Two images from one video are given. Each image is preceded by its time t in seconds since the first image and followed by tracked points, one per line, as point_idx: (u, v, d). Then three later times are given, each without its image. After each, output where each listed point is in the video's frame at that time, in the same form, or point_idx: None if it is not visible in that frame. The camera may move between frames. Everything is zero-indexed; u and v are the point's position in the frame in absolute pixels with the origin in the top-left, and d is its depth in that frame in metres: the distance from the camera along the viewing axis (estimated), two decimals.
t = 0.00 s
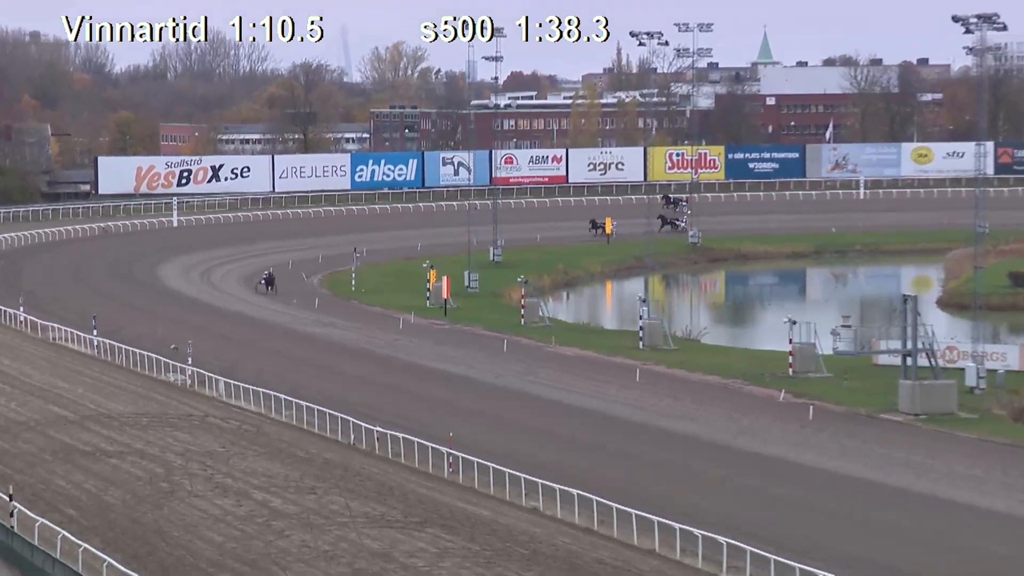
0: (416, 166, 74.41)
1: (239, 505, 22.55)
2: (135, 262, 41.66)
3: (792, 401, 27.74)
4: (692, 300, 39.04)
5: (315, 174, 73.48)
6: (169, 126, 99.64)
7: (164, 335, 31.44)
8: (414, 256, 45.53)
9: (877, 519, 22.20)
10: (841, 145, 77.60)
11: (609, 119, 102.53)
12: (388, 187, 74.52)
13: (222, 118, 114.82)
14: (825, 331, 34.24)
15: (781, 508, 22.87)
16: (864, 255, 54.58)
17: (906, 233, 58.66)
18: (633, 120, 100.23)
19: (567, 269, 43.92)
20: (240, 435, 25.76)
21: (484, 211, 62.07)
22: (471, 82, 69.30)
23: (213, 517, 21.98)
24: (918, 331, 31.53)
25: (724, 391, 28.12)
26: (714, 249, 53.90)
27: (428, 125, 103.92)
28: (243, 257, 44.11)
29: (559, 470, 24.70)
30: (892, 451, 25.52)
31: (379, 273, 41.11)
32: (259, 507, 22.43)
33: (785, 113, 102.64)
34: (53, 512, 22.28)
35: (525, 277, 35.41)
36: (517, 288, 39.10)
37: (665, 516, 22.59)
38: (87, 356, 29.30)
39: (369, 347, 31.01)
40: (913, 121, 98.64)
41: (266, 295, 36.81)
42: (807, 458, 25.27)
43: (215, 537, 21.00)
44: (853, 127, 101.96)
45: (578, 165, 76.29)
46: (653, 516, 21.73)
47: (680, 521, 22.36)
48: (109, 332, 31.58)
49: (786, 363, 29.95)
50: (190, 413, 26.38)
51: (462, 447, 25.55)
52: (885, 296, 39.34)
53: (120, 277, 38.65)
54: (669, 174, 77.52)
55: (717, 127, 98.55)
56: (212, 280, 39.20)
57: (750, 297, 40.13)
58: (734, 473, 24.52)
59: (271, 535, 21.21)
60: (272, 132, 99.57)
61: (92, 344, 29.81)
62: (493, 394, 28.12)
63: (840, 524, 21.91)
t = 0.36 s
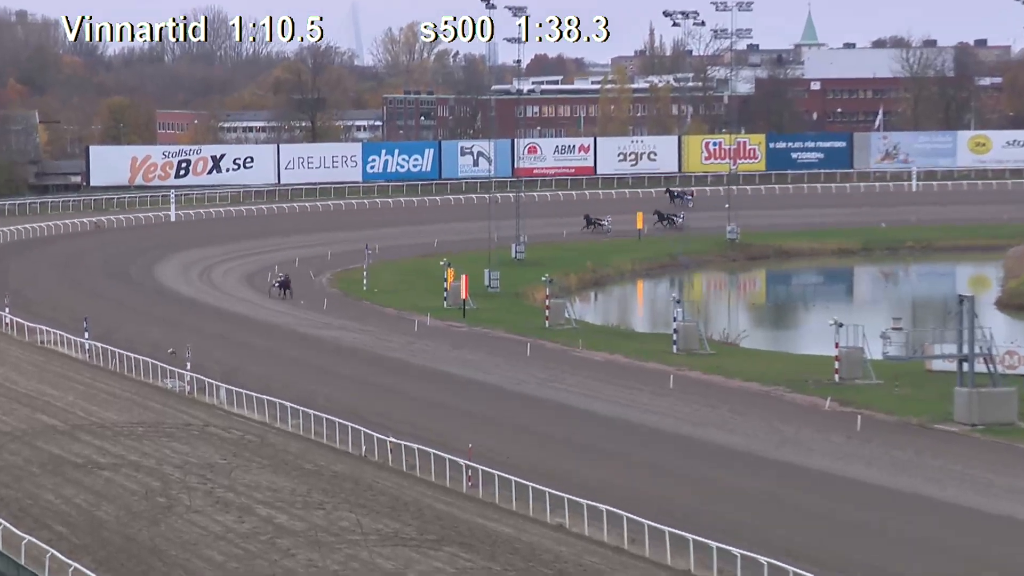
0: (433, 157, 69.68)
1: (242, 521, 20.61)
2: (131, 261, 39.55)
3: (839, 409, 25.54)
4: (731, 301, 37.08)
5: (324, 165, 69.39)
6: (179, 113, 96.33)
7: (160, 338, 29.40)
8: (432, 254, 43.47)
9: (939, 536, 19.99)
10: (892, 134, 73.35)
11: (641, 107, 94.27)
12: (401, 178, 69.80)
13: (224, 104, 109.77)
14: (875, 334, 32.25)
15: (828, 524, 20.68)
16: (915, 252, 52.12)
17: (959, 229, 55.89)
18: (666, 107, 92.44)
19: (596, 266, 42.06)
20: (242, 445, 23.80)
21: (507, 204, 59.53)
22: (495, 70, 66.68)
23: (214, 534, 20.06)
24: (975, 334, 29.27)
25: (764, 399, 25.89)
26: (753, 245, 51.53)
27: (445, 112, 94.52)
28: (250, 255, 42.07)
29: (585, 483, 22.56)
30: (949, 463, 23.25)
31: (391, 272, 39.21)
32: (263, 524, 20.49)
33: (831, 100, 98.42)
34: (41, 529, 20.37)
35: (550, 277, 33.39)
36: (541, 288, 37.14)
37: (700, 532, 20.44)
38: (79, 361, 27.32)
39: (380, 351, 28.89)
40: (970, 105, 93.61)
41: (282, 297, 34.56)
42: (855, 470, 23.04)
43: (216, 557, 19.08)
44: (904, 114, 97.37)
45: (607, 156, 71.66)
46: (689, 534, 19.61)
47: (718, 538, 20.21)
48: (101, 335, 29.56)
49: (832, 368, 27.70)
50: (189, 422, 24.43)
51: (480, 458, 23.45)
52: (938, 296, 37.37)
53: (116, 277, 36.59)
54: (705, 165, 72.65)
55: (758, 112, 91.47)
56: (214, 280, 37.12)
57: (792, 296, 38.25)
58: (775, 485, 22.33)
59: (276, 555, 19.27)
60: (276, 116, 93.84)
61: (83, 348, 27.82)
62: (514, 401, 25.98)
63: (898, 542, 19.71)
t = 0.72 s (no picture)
0: (453, 146, 67.52)
1: (248, 538, 18.88)
2: (131, 260, 37.73)
3: (891, 419, 23.61)
4: (774, 301, 35.38)
5: (336, 156, 66.88)
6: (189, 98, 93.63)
7: (161, 341, 27.69)
8: (450, 251, 41.68)
9: (1007, 556, 18.03)
10: (948, 122, 70.38)
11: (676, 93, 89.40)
12: (421, 169, 67.59)
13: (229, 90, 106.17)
14: (930, 338, 30.41)
15: (880, 541, 18.78)
16: (975, 249, 47.40)
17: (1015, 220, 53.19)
18: (704, 94, 87.87)
19: (627, 264, 39.98)
20: (248, 456, 22.09)
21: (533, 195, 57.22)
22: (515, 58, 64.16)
23: (219, 552, 18.33)
24: None
25: (810, 408, 23.99)
26: (798, 242, 46.68)
27: (464, 99, 89.04)
28: (260, 253, 40.25)
29: (616, 497, 20.73)
30: (1011, 475, 21.26)
31: (406, 270, 37.50)
32: (271, 541, 18.76)
33: (882, 85, 94.77)
34: (32, 546, 18.67)
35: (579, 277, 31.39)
36: (570, 288, 35.37)
37: (740, 550, 18.59)
38: (74, 366, 25.64)
39: (396, 356, 27.09)
40: None
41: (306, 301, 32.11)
42: (909, 483, 21.11)
43: None
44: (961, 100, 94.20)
45: (638, 145, 69.11)
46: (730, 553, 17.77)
47: (760, 556, 18.35)
48: (98, 339, 27.89)
49: (883, 375, 25.77)
50: (192, 432, 22.73)
51: (504, 471, 21.65)
52: (1000, 297, 35.53)
53: (115, 277, 34.93)
54: (746, 156, 70.01)
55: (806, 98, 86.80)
56: (219, 280, 35.36)
57: (840, 296, 36.42)
58: (821, 500, 20.45)
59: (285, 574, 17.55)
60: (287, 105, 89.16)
61: (78, 352, 26.14)
62: (540, 409, 24.13)
63: (962, 563, 17.77)
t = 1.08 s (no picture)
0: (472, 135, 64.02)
1: (252, 556, 17.31)
2: (128, 258, 36.15)
3: (942, 428, 21.93)
4: (816, 301, 33.80)
5: (348, 146, 63.39)
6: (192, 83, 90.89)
7: (161, 344, 26.20)
8: (469, 248, 40.06)
9: None
10: (1003, 109, 67.64)
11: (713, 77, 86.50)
12: (440, 160, 64.05)
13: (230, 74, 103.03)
14: (982, 341, 28.76)
15: (933, 561, 17.08)
16: None
17: None
18: (742, 78, 85.34)
19: (658, 262, 38.16)
20: (252, 468, 20.55)
21: (558, 187, 55.22)
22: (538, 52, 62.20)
23: (221, 571, 16.76)
24: None
25: (853, 417, 22.31)
26: (843, 238, 44.66)
27: (486, 84, 82.82)
28: (266, 250, 38.65)
29: (646, 512, 19.08)
30: None
31: (421, 269, 35.91)
32: (278, 558, 17.20)
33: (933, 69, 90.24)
34: (20, 563, 17.11)
35: (608, 275, 29.70)
36: (597, 288, 33.75)
37: (781, 567, 16.91)
38: (67, 370, 24.15)
39: (411, 360, 25.55)
40: None
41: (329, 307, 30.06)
42: (963, 496, 19.39)
43: None
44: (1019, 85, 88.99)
45: (671, 134, 65.33)
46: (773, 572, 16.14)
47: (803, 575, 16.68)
48: (93, 342, 26.42)
49: (933, 382, 24.06)
50: (192, 442, 21.23)
51: (526, 482, 20.10)
52: None
53: (112, 276, 33.45)
54: (786, 146, 66.05)
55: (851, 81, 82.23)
56: (222, 279, 33.82)
57: (887, 297, 34.76)
58: (867, 515, 18.77)
59: None
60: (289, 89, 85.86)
61: (71, 356, 24.65)
62: (564, 416, 22.56)
63: None
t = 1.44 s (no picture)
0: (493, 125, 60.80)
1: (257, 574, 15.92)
2: (128, 257, 34.85)
3: (996, 438, 20.43)
4: (859, 303, 32.28)
5: (359, 136, 60.53)
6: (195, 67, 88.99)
7: (160, 347, 24.88)
8: (487, 245, 38.68)
9: None
10: None
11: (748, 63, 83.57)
12: (458, 151, 61.06)
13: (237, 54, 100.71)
14: None
15: None
16: None
17: None
18: (781, 63, 80.65)
19: (689, 259, 36.68)
20: (257, 480, 19.19)
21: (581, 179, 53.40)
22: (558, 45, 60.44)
23: None
24: None
25: (899, 427, 20.83)
26: (888, 235, 42.70)
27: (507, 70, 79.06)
28: (273, 247, 37.34)
29: (677, 527, 17.65)
30: None
31: (439, 268, 34.51)
32: None
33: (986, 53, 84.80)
34: None
35: (637, 275, 28.27)
36: (625, 288, 32.33)
37: None
38: (59, 376, 22.83)
39: (427, 365, 24.16)
40: None
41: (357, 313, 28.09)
42: (1020, 512, 17.89)
43: None
44: None
45: (703, 124, 62.31)
46: None
47: None
48: (90, 346, 25.12)
49: (984, 389, 22.56)
50: (193, 452, 19.88)
51: (549, 496, 18.69)
52: None
53: (110, 275, 32.17)
54: (827, 136, 62.64)
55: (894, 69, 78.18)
56: (226, 279, 32.47)
57: (934, 299, 33.18)
58: (917, 532, 17.30)
59: None
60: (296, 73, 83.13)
61: (64, 361, 23.34)
62: (589, 425, 21.15)
63: None
